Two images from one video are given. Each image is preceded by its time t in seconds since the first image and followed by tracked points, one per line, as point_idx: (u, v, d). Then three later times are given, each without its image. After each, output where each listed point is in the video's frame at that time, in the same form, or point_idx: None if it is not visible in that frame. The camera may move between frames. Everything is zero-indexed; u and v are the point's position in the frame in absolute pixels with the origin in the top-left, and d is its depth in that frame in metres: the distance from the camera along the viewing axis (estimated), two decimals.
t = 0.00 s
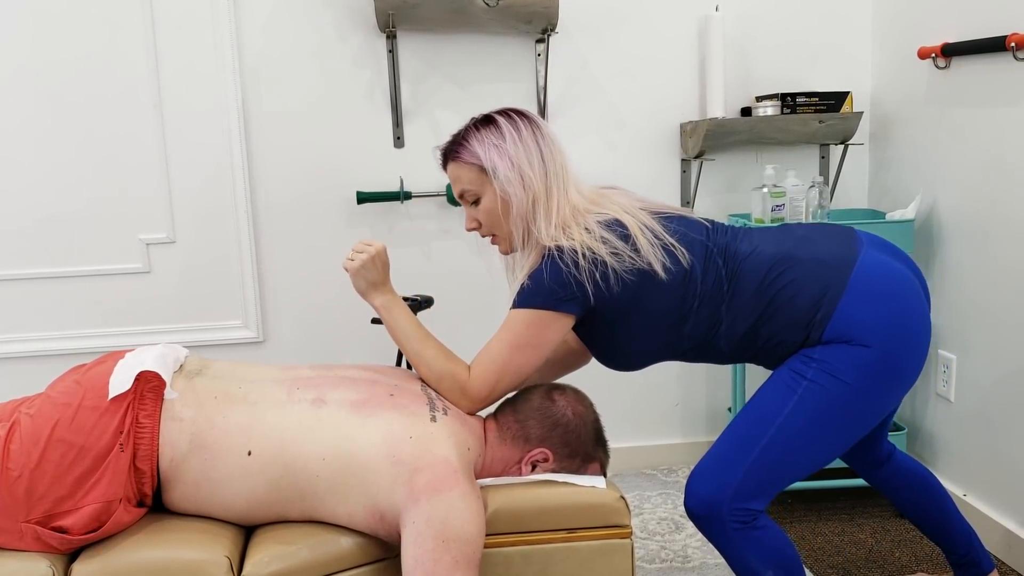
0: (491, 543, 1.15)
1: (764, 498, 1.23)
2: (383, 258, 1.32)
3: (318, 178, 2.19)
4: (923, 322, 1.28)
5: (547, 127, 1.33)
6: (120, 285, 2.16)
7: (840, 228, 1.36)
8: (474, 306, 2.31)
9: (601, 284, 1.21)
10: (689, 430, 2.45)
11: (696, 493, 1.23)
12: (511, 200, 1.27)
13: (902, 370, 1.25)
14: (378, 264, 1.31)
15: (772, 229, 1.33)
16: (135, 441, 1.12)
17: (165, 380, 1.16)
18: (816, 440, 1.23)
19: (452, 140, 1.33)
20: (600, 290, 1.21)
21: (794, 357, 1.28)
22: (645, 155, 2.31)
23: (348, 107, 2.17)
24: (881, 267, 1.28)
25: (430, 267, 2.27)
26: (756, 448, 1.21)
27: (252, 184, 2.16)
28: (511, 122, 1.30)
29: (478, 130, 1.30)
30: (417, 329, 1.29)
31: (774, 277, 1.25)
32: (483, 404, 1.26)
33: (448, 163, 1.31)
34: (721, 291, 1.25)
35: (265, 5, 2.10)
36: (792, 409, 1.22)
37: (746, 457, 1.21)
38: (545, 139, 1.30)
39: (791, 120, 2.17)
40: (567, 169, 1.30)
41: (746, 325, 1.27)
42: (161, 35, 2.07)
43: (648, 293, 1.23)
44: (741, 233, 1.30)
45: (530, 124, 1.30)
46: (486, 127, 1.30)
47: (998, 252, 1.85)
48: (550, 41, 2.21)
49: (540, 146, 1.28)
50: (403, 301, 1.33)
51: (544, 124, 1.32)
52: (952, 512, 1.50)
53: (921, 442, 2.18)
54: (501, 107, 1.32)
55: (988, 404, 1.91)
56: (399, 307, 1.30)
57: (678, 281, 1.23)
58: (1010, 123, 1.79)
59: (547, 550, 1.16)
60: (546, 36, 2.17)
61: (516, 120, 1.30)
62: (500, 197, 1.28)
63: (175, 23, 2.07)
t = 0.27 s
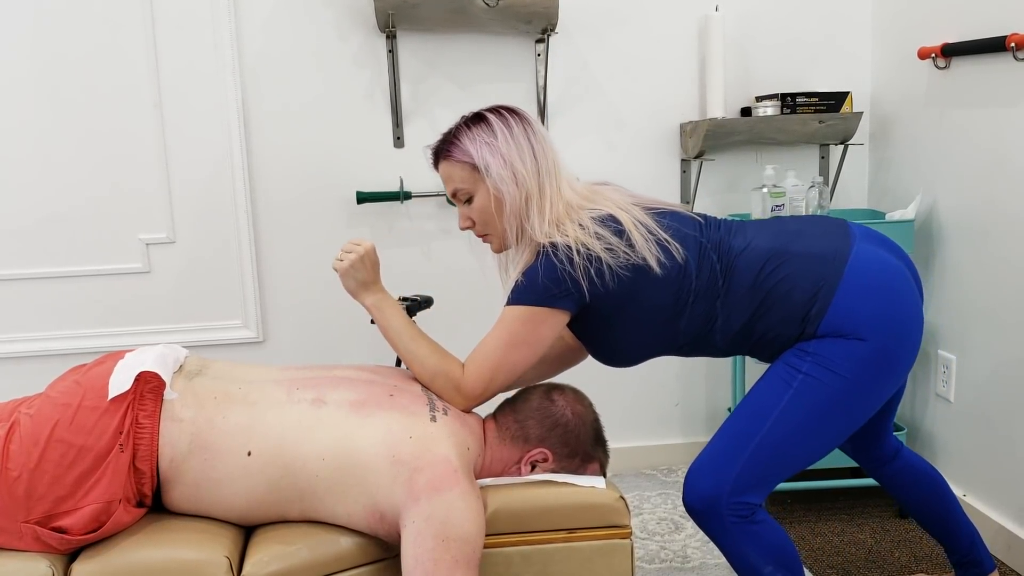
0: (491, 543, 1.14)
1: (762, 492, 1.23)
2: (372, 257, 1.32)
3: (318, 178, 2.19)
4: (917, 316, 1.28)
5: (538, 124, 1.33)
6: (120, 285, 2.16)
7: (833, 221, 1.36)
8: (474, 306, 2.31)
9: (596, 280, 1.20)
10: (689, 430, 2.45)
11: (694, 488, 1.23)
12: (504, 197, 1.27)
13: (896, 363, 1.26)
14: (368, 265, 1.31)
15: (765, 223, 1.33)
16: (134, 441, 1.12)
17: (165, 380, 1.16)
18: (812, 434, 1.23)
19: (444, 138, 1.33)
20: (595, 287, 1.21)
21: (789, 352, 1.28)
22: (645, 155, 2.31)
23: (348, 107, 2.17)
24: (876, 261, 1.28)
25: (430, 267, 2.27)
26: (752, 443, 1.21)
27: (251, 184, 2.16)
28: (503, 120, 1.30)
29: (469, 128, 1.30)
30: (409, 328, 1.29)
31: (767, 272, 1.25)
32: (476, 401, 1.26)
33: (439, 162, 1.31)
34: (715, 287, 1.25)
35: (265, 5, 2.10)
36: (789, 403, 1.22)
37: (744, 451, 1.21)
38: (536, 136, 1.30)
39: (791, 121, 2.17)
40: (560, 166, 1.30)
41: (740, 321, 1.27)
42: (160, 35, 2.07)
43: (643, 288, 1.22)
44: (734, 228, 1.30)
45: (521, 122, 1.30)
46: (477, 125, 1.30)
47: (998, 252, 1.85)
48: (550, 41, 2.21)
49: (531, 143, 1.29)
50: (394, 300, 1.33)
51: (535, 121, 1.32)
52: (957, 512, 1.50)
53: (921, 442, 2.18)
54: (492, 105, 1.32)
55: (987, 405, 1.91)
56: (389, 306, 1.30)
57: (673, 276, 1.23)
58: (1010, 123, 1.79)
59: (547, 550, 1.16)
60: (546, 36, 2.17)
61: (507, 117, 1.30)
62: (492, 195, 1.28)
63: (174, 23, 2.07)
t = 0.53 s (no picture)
0: (491, 544, 1.14)
1: (761, 490, 1.23)
2: (380, 254, 1.32)
3: (318, 178, 2.18)
4: (908, 310, 1.28)
5: (530, 119, 1.33)
6: (120, 286, 2.16)
7: (823, 216, 1.36)
8: (474, 306, 2.31)
9: (588, 275, 1.20)
10: (689, 431, 2.45)
11: (694, 487, 1.23)
12: (494, 193, 1.27)
13: (890, 357, 1.26)
14: (375, 261, 1.31)
15: (756, 219, 1.33)
16: (135, 442, 1.12)
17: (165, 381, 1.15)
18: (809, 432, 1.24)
19: (436, 133, 1.33)
20: (587, 282, 1.21)
21: (782, 348, 1.28)
22: (645, 156, 2.31)
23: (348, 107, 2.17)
24: (868, 257, 1.28)
25: (431, 267, 2.27)
26: (749, 441, 1.21)
27: (251, 184, 2.16)
28: (494, 115, 1.30)
29: (460, 123, 1.30)
30: (412, 327, 1.28)
31: (758, 267, 1.25)
32: (476, 403, 1.26)
33: (431, 156, 1.31)
34: (706, 283, 1.25)
35: (265, 5, 2.10)
36: (786, 401, 1.22)
37: (741, 450, 1.21)
38: (527, 131, 1.29)
39: (791, 122, 2.17)
40: (551, 162, 1.30)
41: (732, 316, 1.27)
42: (160, 36, 2.07)
43: (635, 283, 1.22)
44: (725, 223, 1.30)
45: (512, 117, 1.30)
46: (469, 120, 1.30)
47: (998, 253, 1.85)
48: (550, 41, 2.21)
49: (522, 139, 1.28)
50: (400, 299, 1.33)
51: (527, 116, 1.32)
52: (957, 514, 1.50)
53: (921, 443, 2.18)
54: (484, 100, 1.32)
55: (988, 405, 1.91)
56: (393, 304, 1.30)
57: (664, 271, 1.22)
58: (1010, 123, 1.79)
59: (547, 550, 1.16)
60: (546, 37, 2.17)
61: (499, 112, 1.30)
62: (482, 190, 1.28)
63: (174, 23, 2.07)
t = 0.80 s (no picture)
0: (490, 544, 1.14)
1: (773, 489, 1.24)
2: (387, 254, 1.32)
3: (317, 179, 2.18)
4: (898, 300, 1.29)
5: (527, 119, 1.32)
6: (119, 286, 2.16)
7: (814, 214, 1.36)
8: (473, 307, 2.31)
9: (584, 275, 1.20)
10: (688, 432, 2.45)
11: (709, 493, 1.23)
12: (487, 194, 1.27)
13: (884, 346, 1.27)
14: (383, 261, 1.32)
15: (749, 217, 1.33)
16: (134, 442, 1.11)
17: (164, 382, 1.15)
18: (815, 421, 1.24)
19: (432, 130, 1.33)
20: (583, 281, 1.20)
21: (780, 346, 1.28)
22: (644, 157, 2.31)
23: (347, 108, 2.17)
24: (861, 251, 1.29)
25: (430, 268, 2.27)
26: (757, 442, 1.22)
27: (250, 184, 2.16)
28: (490, 114, 1.30)
29: (456, 121, 1.30)
30: (417, 330, 1.28)
31: (752, 267, 1.25)
32: (476, 406, 1.26)
33: (426, 153, 1.32)
34: (700, 282, 1.25)
35: (265, 6, 2.10)
36: (787, 394, 1.23)
37: (750, 451, 1.22)
38: (523, 132, 1.29)
39: (790, 123, 2.17)
40: (546, 162, 1.30)
41: (726, 316, 1.27)
42: (159, 36, 2.07)
43: (631, 280, 1.22)
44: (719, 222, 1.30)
45: (509, 117, 1.30)
46: (465, 119, 1.30)
47: (998, 254, 1.85)
48: (549, 42, 2.21)
49: (517, 139, 1.28)
50: (405, 300, 1.33)
51: (523, 116, 1.31)
52: (953, 516, 1.50)
53: (920, 444, 2.18)
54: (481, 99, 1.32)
55: (987, 407, 1.91)
56: (399, 305, 1.31)
57: (660, 268, 1.22)
58: (1010, 125, 1.79)
59: (546, 551, 1.16)
60: (545, 38, 2.17)
61: (495, 112, 1.30)
62: (475, 190, 1.28)
63: (173, 24, 2.07)
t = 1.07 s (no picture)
0: (488, 544, 1.14)
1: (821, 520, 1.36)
2: (391, 254, 1.32)
3: (317, 178, 2.18)
4: (892, 315, 1.31)
5: (536, 119, 1.32)
6: (118, 286, 2.16)
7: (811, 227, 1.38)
8: (473, 307, 2.31)
9: (585, 280, 1.20)
10: (688, 432, 2.45)
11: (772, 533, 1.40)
12: (491, 193, 1.27)
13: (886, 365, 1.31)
14: (387, 262, 1.32)
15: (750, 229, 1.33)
16: (133, 441, 1.12)
17: (164, 381, 1.15)
18: (820, 441, 1.32)
19: (440, 125, 1.33)
20: (585, 287, 1.20)
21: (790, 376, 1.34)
22: (644, 156, 2.31)
23: (347, 108, 2.17)
24: (857, 269, 1.31)
25: (429, 268, 2.27)
26: (794, 487, 1.34)
27: (250, 184, 2.16)
28: (499, 113, 1.29)
29: (464, 118, 1.30)
30: (419, 329, 1.28)
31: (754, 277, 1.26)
32: (477, 407, 1.25)
33: (434, 148, 1.32)
34: (703, 291, 1.25)
35: (264, 5, 2.10)
36: (806, 439, 1.32)
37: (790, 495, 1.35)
38: (531, 132, 1.29)
39: (790, 122, 2.17)
40: (553, 164, 1.30)
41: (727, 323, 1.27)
42: (158, 36, 2.07)
43: (633, 290, 1.22)
44: (721, 233, 1.31)
45: (517, 117, 1.29)
46: (472, 117, 1.30)
47: (998, 254, 1.85)
48: (549, 42, 2.21)
49: (525, 140, 1.28)
50: (407, 300, 1.33)
51: (533, 116, 1.31)
52: (948, 515, 1.51)
53: (919, 444, 2.18)
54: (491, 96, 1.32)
55: (987, 407, 1.91)
56: (401, 305, 1.31)
57: (662, 279, 1.22)
58: (1009, 125, 1.79)
59: (546, 551, 1.16)
60: (545, 38, 2.17)
61: (504, 111, 1.29)
62: (480, 189, 1.28)
63: (173, 24, 2.07)
